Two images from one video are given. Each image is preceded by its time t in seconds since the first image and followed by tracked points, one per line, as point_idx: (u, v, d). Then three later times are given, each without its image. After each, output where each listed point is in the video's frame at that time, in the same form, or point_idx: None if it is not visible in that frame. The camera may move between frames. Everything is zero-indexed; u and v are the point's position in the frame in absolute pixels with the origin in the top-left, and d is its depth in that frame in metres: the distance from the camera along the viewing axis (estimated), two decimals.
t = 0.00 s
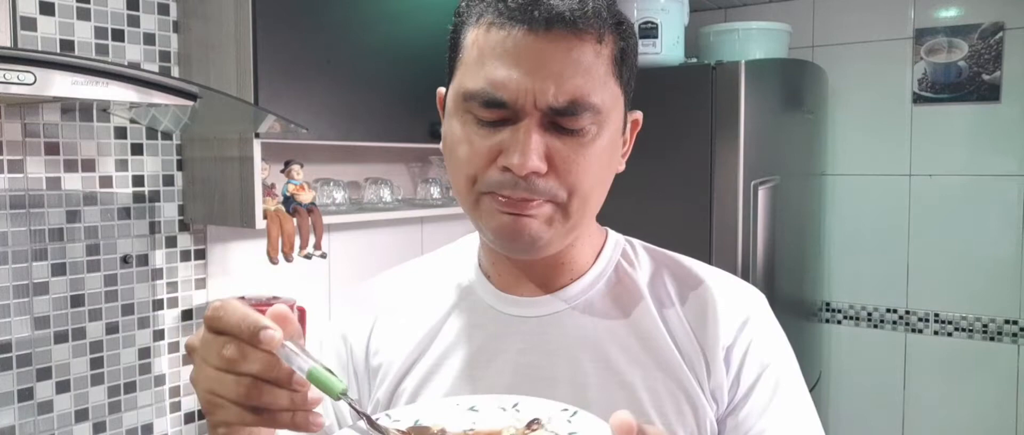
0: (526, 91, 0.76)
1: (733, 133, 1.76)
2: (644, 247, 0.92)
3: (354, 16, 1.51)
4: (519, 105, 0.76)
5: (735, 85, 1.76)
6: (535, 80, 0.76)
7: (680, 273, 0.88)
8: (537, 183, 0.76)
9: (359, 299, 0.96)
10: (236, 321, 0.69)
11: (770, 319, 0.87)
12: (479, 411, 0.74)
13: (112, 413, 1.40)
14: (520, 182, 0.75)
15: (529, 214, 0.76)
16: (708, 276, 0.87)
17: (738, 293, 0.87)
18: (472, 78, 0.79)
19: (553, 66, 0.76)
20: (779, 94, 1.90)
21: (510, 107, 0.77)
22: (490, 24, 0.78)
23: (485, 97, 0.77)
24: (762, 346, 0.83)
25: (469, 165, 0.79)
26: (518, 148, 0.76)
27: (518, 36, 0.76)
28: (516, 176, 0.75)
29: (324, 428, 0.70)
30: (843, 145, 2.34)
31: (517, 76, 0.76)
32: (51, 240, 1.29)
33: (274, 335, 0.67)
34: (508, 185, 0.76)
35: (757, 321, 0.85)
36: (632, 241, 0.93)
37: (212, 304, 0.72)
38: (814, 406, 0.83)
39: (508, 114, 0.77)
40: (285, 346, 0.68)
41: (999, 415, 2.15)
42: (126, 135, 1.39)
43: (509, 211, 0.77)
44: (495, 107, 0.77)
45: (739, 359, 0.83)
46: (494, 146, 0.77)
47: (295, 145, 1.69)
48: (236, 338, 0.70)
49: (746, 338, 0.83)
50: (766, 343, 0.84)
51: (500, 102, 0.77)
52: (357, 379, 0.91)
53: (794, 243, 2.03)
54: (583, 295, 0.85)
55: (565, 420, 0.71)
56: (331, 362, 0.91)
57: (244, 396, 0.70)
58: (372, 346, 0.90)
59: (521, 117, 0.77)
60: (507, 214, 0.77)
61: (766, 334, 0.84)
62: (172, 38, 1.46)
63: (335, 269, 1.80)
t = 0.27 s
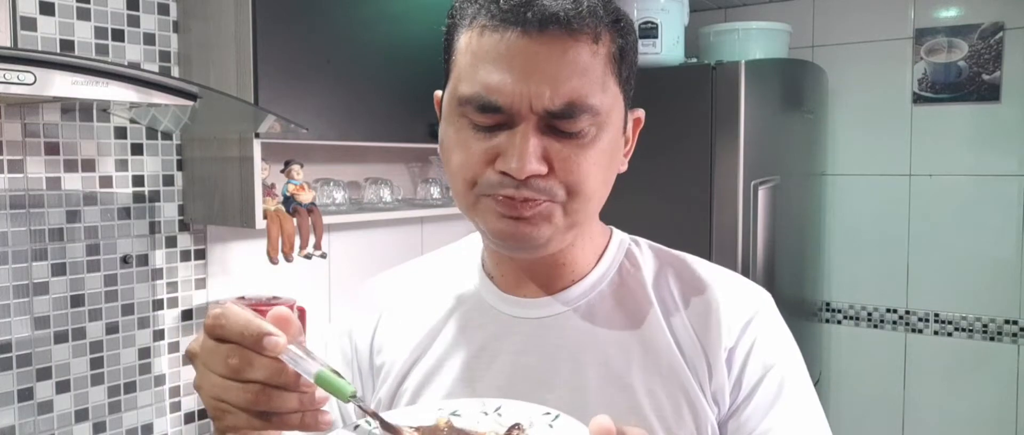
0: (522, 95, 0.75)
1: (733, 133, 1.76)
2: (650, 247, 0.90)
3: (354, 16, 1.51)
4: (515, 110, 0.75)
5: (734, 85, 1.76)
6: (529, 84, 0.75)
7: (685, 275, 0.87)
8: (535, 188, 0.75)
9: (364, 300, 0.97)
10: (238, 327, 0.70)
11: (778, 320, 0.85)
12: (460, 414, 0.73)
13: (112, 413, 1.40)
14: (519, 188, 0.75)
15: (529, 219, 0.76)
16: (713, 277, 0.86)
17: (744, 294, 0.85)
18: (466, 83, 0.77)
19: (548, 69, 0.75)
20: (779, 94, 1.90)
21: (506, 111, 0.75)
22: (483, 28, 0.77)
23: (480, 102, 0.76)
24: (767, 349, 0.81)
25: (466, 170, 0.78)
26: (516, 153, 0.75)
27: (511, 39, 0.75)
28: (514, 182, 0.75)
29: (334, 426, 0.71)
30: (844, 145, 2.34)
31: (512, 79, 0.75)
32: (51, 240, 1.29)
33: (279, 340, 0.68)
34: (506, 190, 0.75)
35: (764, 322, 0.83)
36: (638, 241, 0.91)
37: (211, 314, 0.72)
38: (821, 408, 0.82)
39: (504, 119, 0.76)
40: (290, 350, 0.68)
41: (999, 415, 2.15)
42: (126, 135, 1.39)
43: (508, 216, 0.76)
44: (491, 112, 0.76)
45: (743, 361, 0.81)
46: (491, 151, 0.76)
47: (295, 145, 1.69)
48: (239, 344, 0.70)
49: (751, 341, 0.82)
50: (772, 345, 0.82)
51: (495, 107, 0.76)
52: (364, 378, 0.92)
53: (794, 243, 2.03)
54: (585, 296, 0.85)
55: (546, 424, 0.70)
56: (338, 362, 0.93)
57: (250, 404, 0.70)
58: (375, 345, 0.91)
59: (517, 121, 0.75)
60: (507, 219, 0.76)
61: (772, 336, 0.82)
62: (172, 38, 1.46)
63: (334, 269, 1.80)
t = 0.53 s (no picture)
0: (525, 96, 0.74)
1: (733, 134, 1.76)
2: (658, 247, 0.88)
3: (354, 16, 1.51)
4: (519, 110, 0.75)
5: (735, 85, 1.76)
6: (533, 84, 0.74)
7: (692, 276, 0.85)
8: (542, 190, 0.74)
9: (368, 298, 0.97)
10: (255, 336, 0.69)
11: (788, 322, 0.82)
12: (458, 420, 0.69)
13: (112, 413, 1.40)
14: (524, 191, 0.74)
15: (534, 221, 0.75)
16: (721, 278, 0.83)
17: (752, 296, 0.82)
18: (469, 84, 0.77)
19: (553, 68, 0.74)
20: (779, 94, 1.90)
21: (510, 112, 0.75)
22: (484, 27, 0.76)
23: (484, 103, 0.76)
24: (774, 352, 0.79)
25: (472, 173, 0.78)
26: (521, 155, 0.74)
27: (514, 39, 0.74)
28: (519, 185, 0.74)
29: (359, 426, 0.70)
30: (844, 145, 2.34)
31: (516, 80, 0.74)
32: (51, 240, 1.29)
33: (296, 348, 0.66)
34: (511, 193, 0.75)
35: (773, 324, 0.80)
36: (645, 240, 0.89)
37: (226, 321, 0.71)
38: (831, 413, 0.79)
39: (509, 120, 0.76)
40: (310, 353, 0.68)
41: (999, 414, 2.15)
42: (126, 135, 1.39)
43: (513, 219, 0.75)
44: (494, 113, 0.76)
45: (750, 365, 0.79)
46: (495, 153, 0.76)
47: (295, 145, 1.69)
48: (257, 353, 0.69)
49: (758, 344, 0.79)
50: (781, 348, 0.79)
51: (498, 108, 0.75)
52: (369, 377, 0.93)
53: (794, 243, 2.03)
54: (589, 298, 0.83)
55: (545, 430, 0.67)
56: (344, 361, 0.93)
57: (274, 412, 0.70)
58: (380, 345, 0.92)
59: (521, 123, 0.75)
60: (513, 222, 0.76)
61: (780, 338, 0.80)
62: (172, 38, 1.46)
63: (335, 269, 1.80)
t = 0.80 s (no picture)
0: (534, 77, 0.74)
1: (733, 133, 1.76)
2: (667, 249, 0.87)
3: (354, 16, 1.51)
4: (528, 93, 0.74)
5: (734, 85, 1.76)
6: (542, 66, 0.74)
7: (703, 278, 0.84)
8: (553, 175, 0.72)
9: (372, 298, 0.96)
10: (254, 358, 0.67)
11: (799, 327, 0.82)
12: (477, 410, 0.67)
13: (112, 413, 1.40)
14: (534, 177, 0.72)
15: (545, 210, 0.73)
16: (733, 281, 0.83)
17: (764, 299, 0.81)
18: (476, 72, 0.77)
19: (562, 51, 0.74)
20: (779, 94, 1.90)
21: (518, 95, 0.74)
22: (491, 15, 0.77)
23: (492, 89, 0.75)
24: (786, 356, 0.78)
25: (480, 164, 0.76)
26: (530, 138, 0.73)
27: (521, 22, 0.74)
28: (530, 170, 0.72)
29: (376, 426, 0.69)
30: (845, 145, 2.33)
31: (524, 63, 0.74)
32: (51, 240, 1.29)
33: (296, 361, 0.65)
34: (522, 179, 0.73)
35: (784, 329, 0.80)
36: (654, 242, 0.88)
37: (222, 350, 0.69)
38: (840, 419, 0.79)
39: (517, 103, 0.75)
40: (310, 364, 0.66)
41: (999, 414, 2.15)
42: (126, 135, 1.39)
43: (523, 208, 0.73)
44: (503, 97, 0.75)
45: (762, 369, 0.78)
46: (504, 140, 0.75)
47: (295, 145, 1.69)
48: (259, 374, 0.68)
49: (771, 348, 0.78)
50: (793, 353, 0.78)
51: (507, 91, 0.75)
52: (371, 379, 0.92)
53: (794, 243, 2.03)
54: (600, 301, 0.82)
55: (560, 421, 0.63)
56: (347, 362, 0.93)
57: (291, 427, 0.68)
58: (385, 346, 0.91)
59: (530, 106, 0.74)
60: (525, 212, 0.73)
61: (792, 343, 0.79)
62: (172, 38, 1.46)
63: (335, 269, 1.80)
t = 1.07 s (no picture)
0: (544, 60, 0.74)
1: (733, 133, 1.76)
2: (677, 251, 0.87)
3: (354, 16, 1.51)
4: (539, 76, 0.74)
5: (734, 85, 1.76)
6: (553, 49, 0.74)
7: (714, 280, 0.84)
8: (562, 157, 0.72)
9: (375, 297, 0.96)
10: (260, 346, 0.66)
11: (809, 330, 0.83)
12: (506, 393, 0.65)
13: (112, 413, 1.40)
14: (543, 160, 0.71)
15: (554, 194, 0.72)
16: (744, 284, 0.83)
17: (775, 303, 0.82)
18: (487, 59, 0.77)
19: (572, 36, 0.74)
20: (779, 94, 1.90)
21: (529, 78, 0.74)
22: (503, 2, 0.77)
23: (502, 73, 0.75)
24: (797, 360, 0.79)
25: (489, 150, 0.75)
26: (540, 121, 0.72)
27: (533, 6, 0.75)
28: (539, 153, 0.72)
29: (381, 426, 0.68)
30: (845, 145, 2.33)
31: (535, 47, 0.74)
32: (51, 240, 1.29)
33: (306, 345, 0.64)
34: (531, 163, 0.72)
35: (795, 332, 0.80)
36: (663, 244, 0.88)
37: (227, 339, 0.68)
38: (848, 421, 0.80)
39: (528, 87, 0.75)
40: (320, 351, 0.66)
41: (999, 414, 2.15)
42: (126, 135, 1.39)
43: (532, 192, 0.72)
44: (513, 81, 0.75)
45: (774, 372, 0.79)
46: (514, 124, 0.74)
47: (295, 146, 1.69)
48: (265, 362, 0.67)
49: (782, 351, 0.79)
50: (803, 356, 0.79)
51: (518, 75, 0.75)
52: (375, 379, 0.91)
53: (794, 243, 2.03)
54: (612, 302, 0.81)
55: (589, 408, 0.60)
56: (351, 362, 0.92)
57: (299, 416, 0.67)
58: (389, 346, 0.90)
59: (541, 89, 0.74)
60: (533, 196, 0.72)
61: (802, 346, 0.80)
62: (172, 38, 1.46)
63: (335, 269, 1.80)
